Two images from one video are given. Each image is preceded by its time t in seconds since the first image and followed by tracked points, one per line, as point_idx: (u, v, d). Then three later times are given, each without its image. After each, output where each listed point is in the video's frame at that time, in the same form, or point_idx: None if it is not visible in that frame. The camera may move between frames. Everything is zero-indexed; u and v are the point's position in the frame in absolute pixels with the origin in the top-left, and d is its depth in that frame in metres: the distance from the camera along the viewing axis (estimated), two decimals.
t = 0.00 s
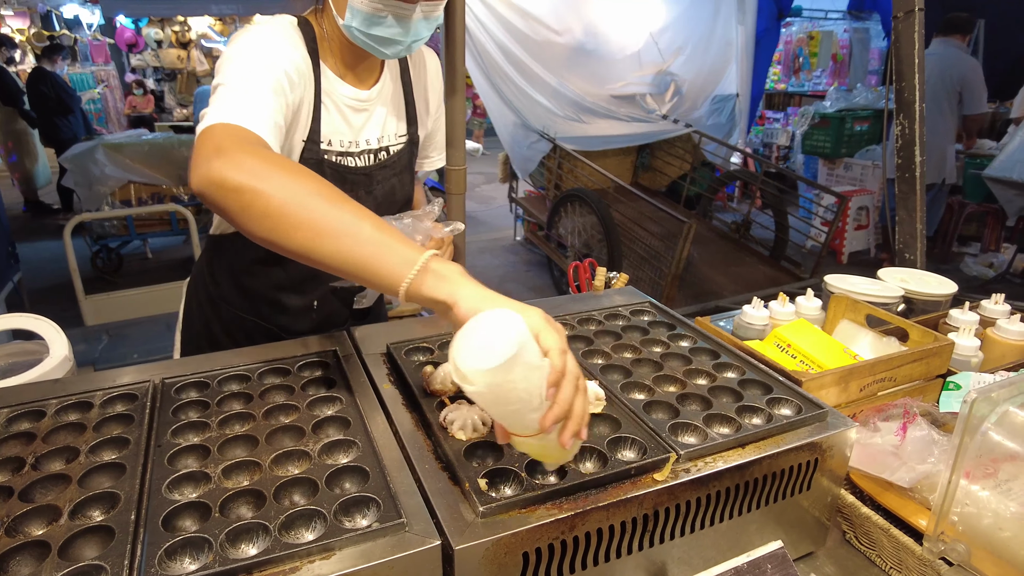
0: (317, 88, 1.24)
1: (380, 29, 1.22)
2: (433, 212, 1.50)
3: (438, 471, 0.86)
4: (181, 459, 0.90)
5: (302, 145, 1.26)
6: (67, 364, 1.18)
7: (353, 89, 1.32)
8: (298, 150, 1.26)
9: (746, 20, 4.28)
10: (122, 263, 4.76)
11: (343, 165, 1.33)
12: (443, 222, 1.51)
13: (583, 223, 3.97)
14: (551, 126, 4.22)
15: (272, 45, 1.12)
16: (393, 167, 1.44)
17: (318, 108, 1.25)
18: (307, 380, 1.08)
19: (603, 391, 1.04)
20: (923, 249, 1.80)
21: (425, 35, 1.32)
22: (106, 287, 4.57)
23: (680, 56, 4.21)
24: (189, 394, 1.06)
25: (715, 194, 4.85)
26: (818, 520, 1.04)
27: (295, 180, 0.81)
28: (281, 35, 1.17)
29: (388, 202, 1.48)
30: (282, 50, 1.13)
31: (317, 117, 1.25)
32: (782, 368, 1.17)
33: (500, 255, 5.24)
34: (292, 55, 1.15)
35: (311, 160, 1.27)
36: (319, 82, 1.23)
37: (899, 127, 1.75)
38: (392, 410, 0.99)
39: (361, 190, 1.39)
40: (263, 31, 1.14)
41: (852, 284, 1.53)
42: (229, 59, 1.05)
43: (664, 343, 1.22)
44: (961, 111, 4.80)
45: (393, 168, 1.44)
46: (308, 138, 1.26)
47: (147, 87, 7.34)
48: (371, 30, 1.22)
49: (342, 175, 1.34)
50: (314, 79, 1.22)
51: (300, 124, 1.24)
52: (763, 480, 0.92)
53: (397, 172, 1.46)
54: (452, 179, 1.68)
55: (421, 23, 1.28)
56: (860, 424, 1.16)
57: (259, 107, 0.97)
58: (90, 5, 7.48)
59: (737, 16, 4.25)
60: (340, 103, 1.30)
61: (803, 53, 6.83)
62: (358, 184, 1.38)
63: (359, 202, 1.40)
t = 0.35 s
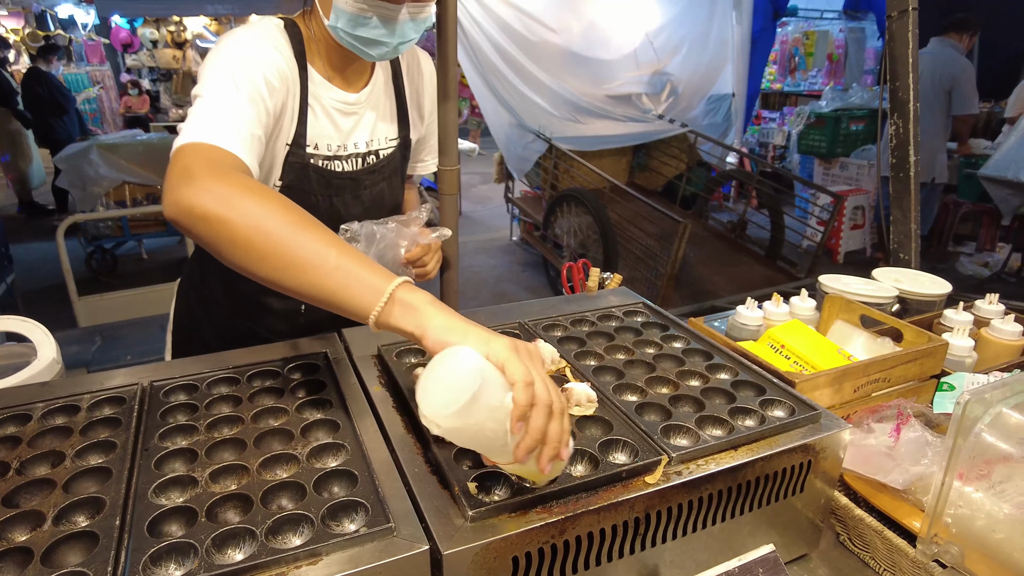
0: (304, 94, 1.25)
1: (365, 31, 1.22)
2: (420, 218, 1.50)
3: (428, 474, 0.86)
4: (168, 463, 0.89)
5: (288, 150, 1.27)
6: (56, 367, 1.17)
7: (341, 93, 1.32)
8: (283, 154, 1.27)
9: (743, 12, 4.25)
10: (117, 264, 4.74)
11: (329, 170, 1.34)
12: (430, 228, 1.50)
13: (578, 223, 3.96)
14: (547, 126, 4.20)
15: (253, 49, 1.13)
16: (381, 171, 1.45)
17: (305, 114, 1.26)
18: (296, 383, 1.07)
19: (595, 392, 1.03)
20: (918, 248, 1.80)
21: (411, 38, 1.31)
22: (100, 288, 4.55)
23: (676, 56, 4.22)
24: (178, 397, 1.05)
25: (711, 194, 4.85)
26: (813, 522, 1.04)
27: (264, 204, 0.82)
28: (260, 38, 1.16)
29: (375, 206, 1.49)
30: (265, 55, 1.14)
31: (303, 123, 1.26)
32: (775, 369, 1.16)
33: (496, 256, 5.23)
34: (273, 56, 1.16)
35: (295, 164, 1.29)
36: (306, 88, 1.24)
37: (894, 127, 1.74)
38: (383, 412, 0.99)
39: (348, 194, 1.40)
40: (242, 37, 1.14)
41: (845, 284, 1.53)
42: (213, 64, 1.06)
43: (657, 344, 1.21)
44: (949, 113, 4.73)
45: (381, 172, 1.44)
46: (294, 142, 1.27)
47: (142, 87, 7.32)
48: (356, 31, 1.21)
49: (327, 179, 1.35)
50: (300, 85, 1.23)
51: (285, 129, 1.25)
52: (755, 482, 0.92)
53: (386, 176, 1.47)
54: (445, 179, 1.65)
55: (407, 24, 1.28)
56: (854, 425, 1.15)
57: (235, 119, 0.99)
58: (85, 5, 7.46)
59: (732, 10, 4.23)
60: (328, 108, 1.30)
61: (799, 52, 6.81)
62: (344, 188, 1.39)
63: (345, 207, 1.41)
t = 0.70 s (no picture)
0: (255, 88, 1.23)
1: (301, 31, 1.20)
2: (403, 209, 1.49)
3: (411, 480, 0.84)
4: (149, 468, 0.88)
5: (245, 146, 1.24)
6: (38, 371, 1.16)
7: (292, 88, 1.30)
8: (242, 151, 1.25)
9: (739, 10, 4.31)
10: (112, 265, 4.71)
11: (288, 164, 1.32)
12: (415, 217, 1.48)
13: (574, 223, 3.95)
14: (543, 126, 4.14)
15: (207, 67, 1.09)
16: (342, 163, 1.42)
17: (257, 107, 1.23)
18: (281, 387, 1.06)
19: (583, 396, 1.02)
20: (911, 249, 1.79)
21: (351, 35, 1.28)
22: (94, 289, 4.52)
23: (672, 56, 4.24)
24: (161, 401, 1.03)
25: (707, 194, 4.84)
26: (803, 526, 1.03)
27: (215, 239, 0.82)
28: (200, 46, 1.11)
29: (337, 198, 1.46)
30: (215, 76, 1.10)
31: (256, 119, 1.24)
32: (765, 371, 1.15)
33: (491, 256, 5.21)
34: (224, 68, 1.12)
35: (253, 160, 1.26)
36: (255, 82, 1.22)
37: (887, 127, 1.74)
38: (367, 417, 0.98)
39: (309, 187, 1.38)
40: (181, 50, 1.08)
41: (838, 285, 1.52)
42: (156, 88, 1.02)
43: (647, 347, 1.21)
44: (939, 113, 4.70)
45: (340, 163, 1.42)
46: (250, 138, 1.24)
47: (138, 87, 7.29)
48: (292, 31, 1.19)
49: (286, 172, 1.33)
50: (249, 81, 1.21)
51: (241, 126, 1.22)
52: (743, 487, 0.91)
53: (347, 167, 1.44)
54: (434, 180, 1.64)
55: (346, 20, 1.24)
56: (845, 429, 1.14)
57: (189, 145, 0.96)
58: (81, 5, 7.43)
59: (729, 7, 4.29)
60: (281, 103, 1.28)
61: (795, 52, 6.82)
62: (305, 181, 1.36)
63: (307, 199, 1.39)
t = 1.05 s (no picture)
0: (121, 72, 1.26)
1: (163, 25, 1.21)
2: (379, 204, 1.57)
3: (392, 486, 0.83)
4: (128, 475, 0.86)
5: (121, 129, 1.27)
6: (21, 375, 1.15)
7: (171, 75, 1.32)
8: (118, 134, 1.27)
9: (736, 10, 4.35)
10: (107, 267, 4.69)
11: (172, 140, 1.31)
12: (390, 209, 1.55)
13: (570, 223, 3.93)
14: (539, 126, 4.12)
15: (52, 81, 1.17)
16: (241, 144, 1.40)
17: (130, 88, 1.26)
18: (265, 391, 1.05)
19: (569, 400, 1.01)
20: (904, 250, 1.78)
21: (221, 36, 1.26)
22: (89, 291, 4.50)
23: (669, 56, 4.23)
24: (144, 405, 1.02)
25: (703, 194, 4.83)
26: (792, 530, 1.02)
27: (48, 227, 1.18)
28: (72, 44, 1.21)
29: (241, 180, 1.42)
30: (50, 92, 1.16)
31: (128, 101, 1.26)
32: (754, 375, 1.14)
33: (487, 256, 5.20)
34: (80, 80, 1.20)
35: (139, 141, 1.27)
36: (121, 66, 1.26)
37: (879, 127, 1.73)
38: (350, 421, 0.97)
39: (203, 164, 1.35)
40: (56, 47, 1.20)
41: (830, 287, 1.50)
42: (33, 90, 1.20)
43: (636, 349, 1.20)
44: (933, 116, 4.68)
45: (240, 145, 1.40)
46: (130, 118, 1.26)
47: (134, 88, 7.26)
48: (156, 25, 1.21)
49: (176, 149, 1.32)
50: (114, 66, 1.26)
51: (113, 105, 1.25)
52: (730, 492, 0.90)
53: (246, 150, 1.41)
54: (422, 181, 1.63)
55: (215, 23, 1.24)
56: (835, 432, 1.13)
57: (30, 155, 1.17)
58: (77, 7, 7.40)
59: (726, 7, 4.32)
60: (159, 88, 1.31)
61: (792, 52, 6.83)
62: (195, 156, 1.34)
63: (202, 176, 1.36)
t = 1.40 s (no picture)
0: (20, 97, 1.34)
1: (78, 23, 1.31)
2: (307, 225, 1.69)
3: (375, 493, 0.82)
4: (108, 482, 0.86)
5: (32, 151, 1.37)
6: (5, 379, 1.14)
7: (68, 86, 1.41)
8: (30, 156, 1.37)
9: (733, 10, 4.31)
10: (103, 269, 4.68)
11: (88, 152, 1.43)
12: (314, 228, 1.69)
13: (566, 224, 3.92)
14: (535, 126, 4.10)
15: None
16: (151, 146, 1.53)
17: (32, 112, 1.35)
18: (249, 396, 1.04)
19: (555, 405, 1.00)
20: (896, 251, 1.78)
21: (131, 27, 1.40)
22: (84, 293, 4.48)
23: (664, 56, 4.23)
24: (127, 411, 1.01)
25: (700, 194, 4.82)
26: (781, 535, 1.01)
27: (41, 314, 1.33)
28: None
29: (161, 177, 1.57)
30: None
31: (35, 123, 1.35)
32: (744, 379, 1.13)
33: (483, 257, 5.20)
34: None
35: (56, 156, 1.38)
36: (21, 90, 1.34)
37: (871, 129, 1.72)
38: (335, 427, 0.96)
39: (121, 168, 1.48)
40: None
41: (821, 289, 1.49)
42: None
43: (625, 353, 1.19)
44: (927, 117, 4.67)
45: (150, 146, 1.53)
46: (41, 139, 1.36)
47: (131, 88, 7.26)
48: (70, 25, 1.31)
49: (93, 160, 1.44)
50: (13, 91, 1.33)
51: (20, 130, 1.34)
52: (718, 498, 0.89)
53: (162, 149, 1.56)
54: (412, 183, 1.63)
55: (122, 15, 1.37)
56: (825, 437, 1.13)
57: None
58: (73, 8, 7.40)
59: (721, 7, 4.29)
60: (59, 105, 1.40)
61: (789, 52, 6.83)
62: (114, 164, 1.47)
63: (123, 182, 1.49)
